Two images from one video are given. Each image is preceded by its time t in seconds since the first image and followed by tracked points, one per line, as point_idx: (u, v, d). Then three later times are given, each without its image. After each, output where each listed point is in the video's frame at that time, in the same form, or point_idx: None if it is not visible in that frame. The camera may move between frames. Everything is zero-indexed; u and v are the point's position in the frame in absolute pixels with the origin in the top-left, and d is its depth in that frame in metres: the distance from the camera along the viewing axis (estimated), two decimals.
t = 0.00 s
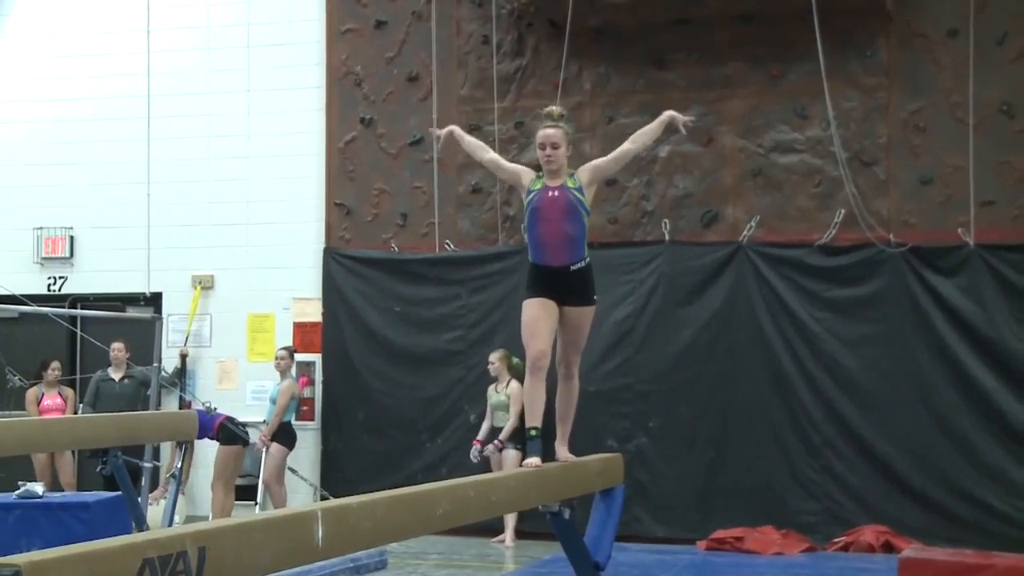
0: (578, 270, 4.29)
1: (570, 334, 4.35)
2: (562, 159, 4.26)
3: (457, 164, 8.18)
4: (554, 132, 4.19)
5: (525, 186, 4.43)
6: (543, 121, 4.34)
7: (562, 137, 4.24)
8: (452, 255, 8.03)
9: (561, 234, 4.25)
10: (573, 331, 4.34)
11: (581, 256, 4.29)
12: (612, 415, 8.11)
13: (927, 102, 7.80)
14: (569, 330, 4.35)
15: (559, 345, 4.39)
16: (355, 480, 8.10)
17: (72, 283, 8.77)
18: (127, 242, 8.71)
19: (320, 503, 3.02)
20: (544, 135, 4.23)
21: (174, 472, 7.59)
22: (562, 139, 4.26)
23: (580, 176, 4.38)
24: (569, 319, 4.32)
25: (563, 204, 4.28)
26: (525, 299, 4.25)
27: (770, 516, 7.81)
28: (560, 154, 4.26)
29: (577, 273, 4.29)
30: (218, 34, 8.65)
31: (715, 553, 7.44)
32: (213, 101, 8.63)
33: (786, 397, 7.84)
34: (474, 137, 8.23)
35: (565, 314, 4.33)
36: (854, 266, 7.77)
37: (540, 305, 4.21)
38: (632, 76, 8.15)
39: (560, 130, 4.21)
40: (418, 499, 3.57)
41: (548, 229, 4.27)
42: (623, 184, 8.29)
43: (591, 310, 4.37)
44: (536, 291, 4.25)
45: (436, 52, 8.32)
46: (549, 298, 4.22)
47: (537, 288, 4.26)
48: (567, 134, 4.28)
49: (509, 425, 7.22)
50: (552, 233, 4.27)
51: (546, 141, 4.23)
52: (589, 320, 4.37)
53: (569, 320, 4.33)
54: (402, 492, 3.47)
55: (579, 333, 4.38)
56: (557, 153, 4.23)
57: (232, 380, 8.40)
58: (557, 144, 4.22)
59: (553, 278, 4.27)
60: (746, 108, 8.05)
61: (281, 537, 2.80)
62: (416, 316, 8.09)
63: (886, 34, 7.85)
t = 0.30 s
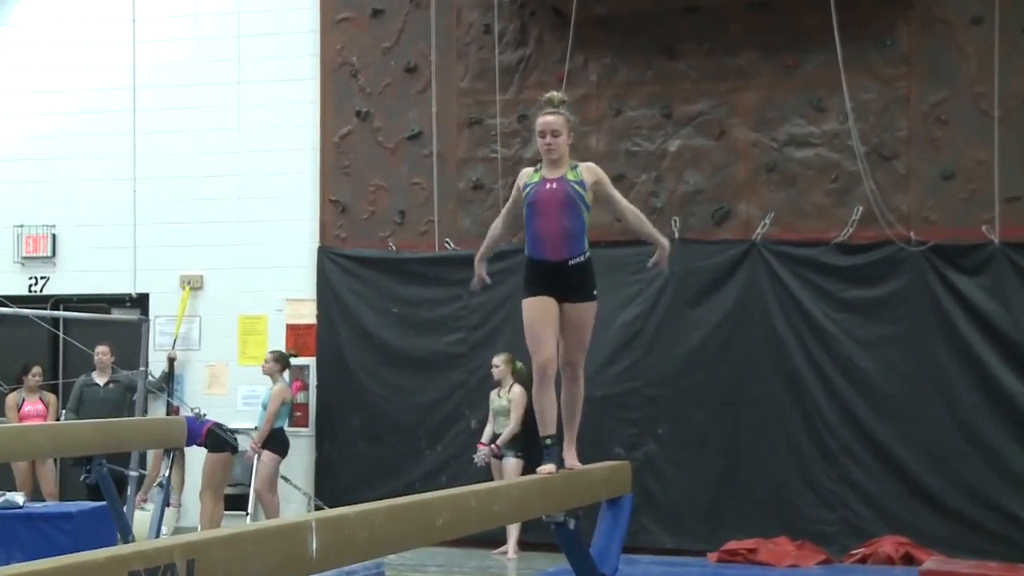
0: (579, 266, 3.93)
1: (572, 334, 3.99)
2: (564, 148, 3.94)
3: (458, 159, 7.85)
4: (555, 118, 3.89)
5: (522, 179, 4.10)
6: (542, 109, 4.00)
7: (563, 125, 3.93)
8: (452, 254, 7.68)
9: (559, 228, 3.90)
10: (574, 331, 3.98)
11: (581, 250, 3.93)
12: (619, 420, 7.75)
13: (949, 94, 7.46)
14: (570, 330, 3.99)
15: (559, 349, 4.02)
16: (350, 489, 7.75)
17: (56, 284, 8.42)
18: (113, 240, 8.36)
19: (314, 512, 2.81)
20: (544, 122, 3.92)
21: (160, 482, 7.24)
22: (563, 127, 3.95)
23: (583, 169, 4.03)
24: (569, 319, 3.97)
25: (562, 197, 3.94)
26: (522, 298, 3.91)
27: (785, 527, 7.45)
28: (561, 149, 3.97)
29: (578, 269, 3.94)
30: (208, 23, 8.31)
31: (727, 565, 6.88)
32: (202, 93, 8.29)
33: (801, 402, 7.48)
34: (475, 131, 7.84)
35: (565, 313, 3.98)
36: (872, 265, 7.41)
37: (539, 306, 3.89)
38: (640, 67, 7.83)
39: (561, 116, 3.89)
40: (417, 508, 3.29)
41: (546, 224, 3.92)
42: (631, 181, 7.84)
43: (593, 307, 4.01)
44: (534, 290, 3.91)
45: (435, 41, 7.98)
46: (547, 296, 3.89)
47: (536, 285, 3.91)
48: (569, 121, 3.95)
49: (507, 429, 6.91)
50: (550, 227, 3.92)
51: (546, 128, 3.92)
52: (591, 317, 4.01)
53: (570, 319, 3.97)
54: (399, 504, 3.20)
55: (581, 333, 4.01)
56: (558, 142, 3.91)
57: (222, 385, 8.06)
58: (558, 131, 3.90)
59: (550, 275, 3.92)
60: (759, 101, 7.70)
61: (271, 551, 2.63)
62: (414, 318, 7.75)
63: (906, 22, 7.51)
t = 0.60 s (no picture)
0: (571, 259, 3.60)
1: (558, 322, 3.59)
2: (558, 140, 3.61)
3: (452, 152, 7.51)
4: (548, 106, 3.56)
5: (512, 169, 3.76)
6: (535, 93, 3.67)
7: (558, 113, 3.59)
8: (445, 253, 7.36)
9: (552, 224, 3.60)
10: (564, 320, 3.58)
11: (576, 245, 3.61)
12: (620, 425, 7.39)
13: (964, 85, 7.16)
14: (559, 319, 3.57)
15: (545, 336, 3.63)
16: (338, 498, 7.40)
17: (29, 283, 8.06)
18: (89, 237, 8.01)
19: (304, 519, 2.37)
20: (538, 110, 3.59)
21: (139, 490, 6.89)
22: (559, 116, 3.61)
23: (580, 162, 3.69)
24: (556, 308, 3.59)
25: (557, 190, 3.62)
26: (514, 293, 3.69)
27: (793, 538, 7.11)
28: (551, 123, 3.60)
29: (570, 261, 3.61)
30: (190, 10, 7.98)
31: None
32: (182, 83, 7.95)
33: (809, 406, 7.15)
34: (470, 122, 7.50)
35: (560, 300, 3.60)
36: (884, 263, 7.09)
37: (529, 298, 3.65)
38: (642, 57, 7.53)
39: (556, 104, 3.56)
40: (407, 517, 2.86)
41: (540, 220, 3.62)
42: (633, 175, 7.54)
43: (586, 296, 3.64)
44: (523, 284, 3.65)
45: (428, 29, 7.64)
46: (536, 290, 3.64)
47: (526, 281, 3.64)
48: (564, 109, 3.61)
49: (502, 437, 6.60)
50: (543, 223, 3.62)
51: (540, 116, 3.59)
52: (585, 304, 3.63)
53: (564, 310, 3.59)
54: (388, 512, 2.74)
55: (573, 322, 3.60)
56: (552, 132, 3.59)
57: (203, 389, 7.71)
58: (552, 119, 3.57)
59: (541, 270, 3.63)
60: (766, 92, 7.39)
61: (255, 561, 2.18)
62: (405, 318, 7.41)
63: (919, 9, 7.21)
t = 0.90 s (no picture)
0: (561, 244, 3.53)
1: (547, 313, 3.48)
2: (550, 121, 3.60)
3: (446, 153, 7.22)
4: (540, 89, 3.56)
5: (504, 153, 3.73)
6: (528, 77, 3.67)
7: (550, 97, 3.60)
8: (438, 258, 7.06)
9: (540, 206, 3.54)
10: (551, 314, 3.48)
11: (564, 228, 3.55)
12: (620, 439, 7.08)
13: (980, 86, 6.87)
14: (548, 311, 3.48)
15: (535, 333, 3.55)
16: (327, 514, 7.09)
17: (6, 288, 7.78)
18: (68, 241, 7.73)
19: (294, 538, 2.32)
20: (528, 92, 3.60)
21: (118, 505, 6.59)
22: (550, 100, 3.62)
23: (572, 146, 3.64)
24: (545, 297, 3.51)
25: (546, 174, 3.56)
26: (505, 285, 3.62)
27: (801, 557, 6.79)
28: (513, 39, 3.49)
29: (560, 248, 3.54)
30: (174, 5, 7.71)
31: None
32: (165, 81, 7.68)
33: (818, 420, 6.84)
34: (465, 123, 7.20)
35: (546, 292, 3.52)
36: (896, 271, 6.79)
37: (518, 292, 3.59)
38: (644, 55, 7.25)
39: (547, 87, 3.58)
40: (392, 537, 2.70)
41: (527, 202, 3.56)
42: (634, 178, 7.25)
43: (576, 287, 3.54)
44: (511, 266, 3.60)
45: (421, 26, 7.35)
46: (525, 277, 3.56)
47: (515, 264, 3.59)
48: (557, 94, 3.63)
49: (499, 451, 6.32)
50: (531, 205, 3.56)
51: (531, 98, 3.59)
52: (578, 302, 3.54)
53: (548, 297, 3.50)
54: (372, 532, 2.59)
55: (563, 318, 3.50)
56: (544, 113, 3.58)
57: (186, 400, 7.43)
58: (544, 103, 3.58)
59: (530, 257, 3.56)
60: (774, 92, 7.10)
61: None
62: (396, 327, 7.12)
63: (933, 7, 6.93)
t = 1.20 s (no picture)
0: (550, 259, 3.44)
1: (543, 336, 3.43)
2: (542, 129, 3.51)
3: (441, 155, 7.01)
4: (536, 95, 3.47)
5: (496, 154, 3.66)
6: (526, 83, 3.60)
7: (545, 103, 3.51)
8: (434, 263, 6.85)
9: (527, 215, 3.44)
10: (545, 333, 3.44)
11: (553, 242, 3.44)
12: (621, 449, 6.86)
13: (992, 84, 6.66)
14: (542, 331, 3.44)
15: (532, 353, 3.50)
16: (319, 527, 6.87)
17: None
18: (52, 246, 7.53)
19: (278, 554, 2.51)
20: (523, 98, 3.50)
21: (103, 519, 6.38)
22: (546, 107, 3.52)
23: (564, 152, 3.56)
24: (538, 317, 3.45)
25: (534, 180, 3.48)
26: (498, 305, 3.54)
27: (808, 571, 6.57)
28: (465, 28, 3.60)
29: (548, 263, 3.45)
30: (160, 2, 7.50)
31: None
32: (151, 81, 7.48)
33: (826, 429, 6.62)
34: (461, 123, 6.98)
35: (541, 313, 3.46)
36: (906, 275, 6.57)
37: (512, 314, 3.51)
38: (645, 53, 7.03)
39: (543, 94, 3.48)
40: (377, 551, 2.77)
41: (514, 209, 3.48)
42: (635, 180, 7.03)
43: (571, 306, 3.48)
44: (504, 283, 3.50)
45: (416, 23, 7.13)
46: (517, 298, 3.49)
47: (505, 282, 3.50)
48: (552, 100, 3.53)
49: (498, 461, 6.11)
50: (518, 213, 3.46)
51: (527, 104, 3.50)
52: (574, 321, 3.48)
53: (543, 319, 3.44)
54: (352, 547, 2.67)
55: (557, 338, 3.45)
56: (537, 122, 3.50)
57: (173, 410, 7.24)
58: (538, 109, 3.49)
59: (519, 273, 3.49)
60: (779, 91, 6.88)
61: None
62: (390, 334, 6.90)
63: (944, 3, 6.72)
